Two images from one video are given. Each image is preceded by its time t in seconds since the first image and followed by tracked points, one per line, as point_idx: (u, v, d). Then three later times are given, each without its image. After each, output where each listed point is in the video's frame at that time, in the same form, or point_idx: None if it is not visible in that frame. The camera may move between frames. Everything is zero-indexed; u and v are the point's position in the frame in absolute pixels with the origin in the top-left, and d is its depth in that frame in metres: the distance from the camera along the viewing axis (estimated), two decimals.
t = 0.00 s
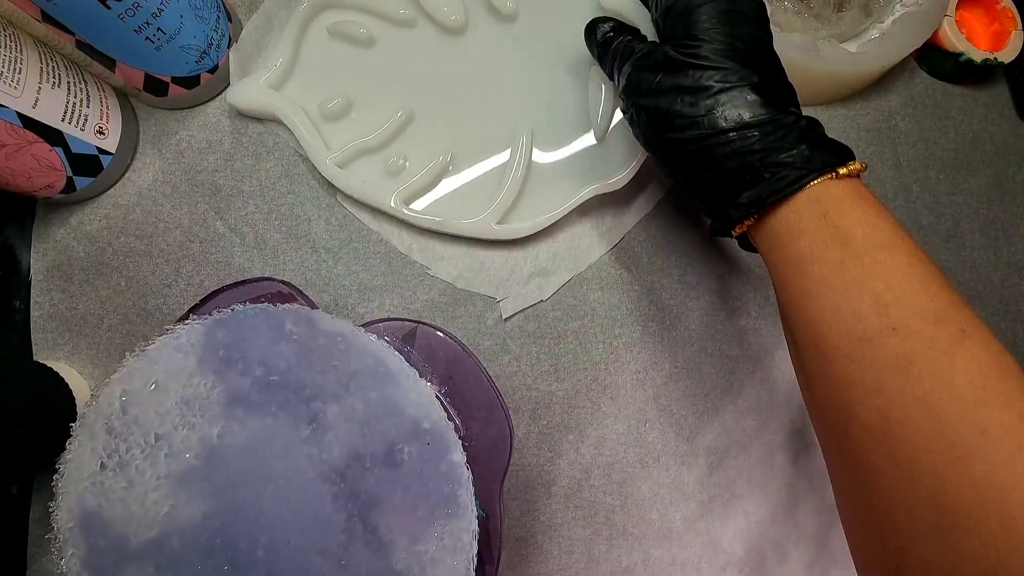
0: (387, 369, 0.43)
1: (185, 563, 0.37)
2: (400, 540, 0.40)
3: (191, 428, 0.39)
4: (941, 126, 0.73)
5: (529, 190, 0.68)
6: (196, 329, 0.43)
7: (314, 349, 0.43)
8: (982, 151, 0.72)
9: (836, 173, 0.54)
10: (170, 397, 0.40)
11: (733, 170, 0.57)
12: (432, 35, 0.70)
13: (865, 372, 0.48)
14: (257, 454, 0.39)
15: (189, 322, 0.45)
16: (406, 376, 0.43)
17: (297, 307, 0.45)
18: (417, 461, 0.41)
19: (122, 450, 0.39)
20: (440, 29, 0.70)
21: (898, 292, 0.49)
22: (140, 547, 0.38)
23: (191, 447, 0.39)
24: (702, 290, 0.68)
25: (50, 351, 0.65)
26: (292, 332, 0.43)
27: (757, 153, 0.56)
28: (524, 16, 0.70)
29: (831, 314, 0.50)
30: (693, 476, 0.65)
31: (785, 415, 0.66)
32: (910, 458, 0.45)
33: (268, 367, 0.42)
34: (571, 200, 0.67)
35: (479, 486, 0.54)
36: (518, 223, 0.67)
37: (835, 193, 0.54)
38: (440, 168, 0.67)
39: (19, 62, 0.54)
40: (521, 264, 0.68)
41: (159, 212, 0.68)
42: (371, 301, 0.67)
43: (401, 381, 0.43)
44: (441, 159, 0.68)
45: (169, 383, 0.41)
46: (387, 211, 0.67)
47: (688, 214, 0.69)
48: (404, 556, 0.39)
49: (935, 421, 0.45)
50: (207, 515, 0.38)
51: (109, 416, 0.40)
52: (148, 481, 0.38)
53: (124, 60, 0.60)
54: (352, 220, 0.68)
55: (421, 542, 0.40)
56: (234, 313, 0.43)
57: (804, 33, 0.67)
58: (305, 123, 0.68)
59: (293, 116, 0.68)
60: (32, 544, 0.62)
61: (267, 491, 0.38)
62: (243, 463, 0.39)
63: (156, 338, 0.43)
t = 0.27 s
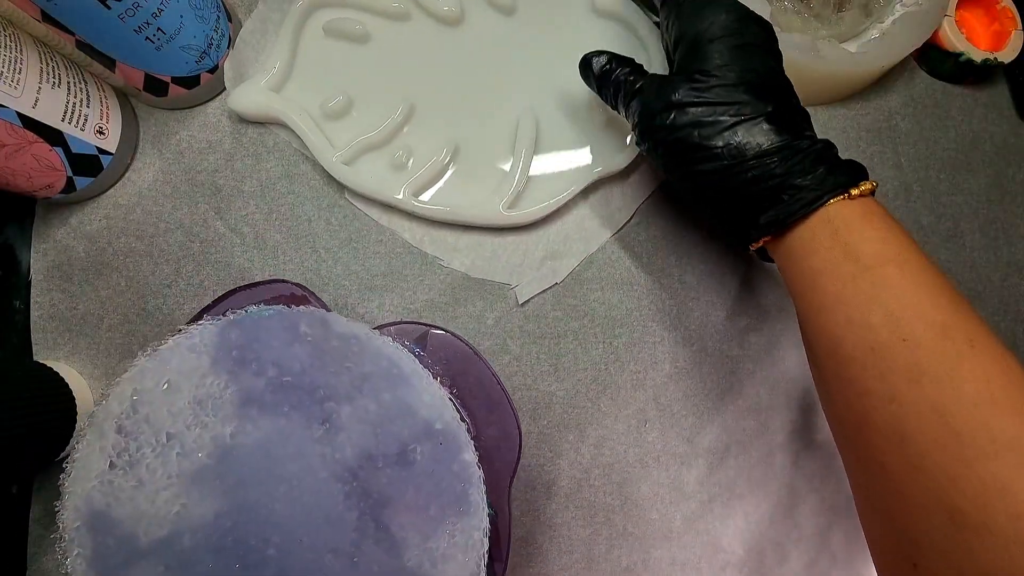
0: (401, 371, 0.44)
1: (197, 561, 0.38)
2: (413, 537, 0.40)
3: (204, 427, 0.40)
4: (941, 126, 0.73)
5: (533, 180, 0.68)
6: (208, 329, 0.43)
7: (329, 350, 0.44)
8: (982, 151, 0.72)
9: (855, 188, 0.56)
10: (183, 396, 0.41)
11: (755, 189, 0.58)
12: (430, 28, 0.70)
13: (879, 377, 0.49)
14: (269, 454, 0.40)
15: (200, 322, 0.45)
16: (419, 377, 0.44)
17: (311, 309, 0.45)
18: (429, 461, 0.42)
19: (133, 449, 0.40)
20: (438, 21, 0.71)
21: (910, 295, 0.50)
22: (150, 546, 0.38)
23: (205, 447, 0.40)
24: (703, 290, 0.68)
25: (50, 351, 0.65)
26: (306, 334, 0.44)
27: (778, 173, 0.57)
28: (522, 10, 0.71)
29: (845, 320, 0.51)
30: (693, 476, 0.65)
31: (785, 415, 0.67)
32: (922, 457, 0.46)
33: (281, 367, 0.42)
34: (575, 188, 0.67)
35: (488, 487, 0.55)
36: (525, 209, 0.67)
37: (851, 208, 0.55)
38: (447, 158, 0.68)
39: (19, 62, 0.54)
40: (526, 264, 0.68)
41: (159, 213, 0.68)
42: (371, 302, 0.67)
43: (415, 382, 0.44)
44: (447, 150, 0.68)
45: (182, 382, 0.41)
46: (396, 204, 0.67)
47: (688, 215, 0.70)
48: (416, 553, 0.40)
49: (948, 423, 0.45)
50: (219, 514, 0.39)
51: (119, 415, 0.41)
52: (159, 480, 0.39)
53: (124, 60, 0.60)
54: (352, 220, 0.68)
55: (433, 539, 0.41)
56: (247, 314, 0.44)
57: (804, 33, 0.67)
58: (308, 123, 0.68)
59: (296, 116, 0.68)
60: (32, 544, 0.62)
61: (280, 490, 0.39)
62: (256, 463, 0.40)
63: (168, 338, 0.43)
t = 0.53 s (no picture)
0: (405, 369, 0.44)
1: (200, 559, 0.38)
2: (416, 533, 0.40)
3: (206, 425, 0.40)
4: (941, 126, 0.73)
5: (533, 178, 0.69)
6: (211, 327, 0.43)
7: (334, 348, 0.43)
8: (982, 151, 0.72)
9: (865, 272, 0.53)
10: (186, 394, 0.41)
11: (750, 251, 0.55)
12: (431, 28, 0.70)
13: (886, 487, 0.49)
14: (272, 451, 0.40)
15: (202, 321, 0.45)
16: (423, 375, 0.44)
17: (315, 307, 0.45)
18: (432, 457, 0.42)
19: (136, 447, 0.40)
20: (438, 20, 0.70)
21: (901, 391, 0.49)
22: (152, 544, 0.39)
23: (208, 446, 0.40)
24: (703, 290, 0.68)
25: (50, 351, 0.65)
26: (310, 332, 0.44)
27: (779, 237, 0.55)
28: (522, 9, 0.71)
29: (848, 430, 0.51)
30: (693, 475, 0.65)
31: (786, 414, 0.66)
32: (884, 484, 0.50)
33: (284, 366, 0.42)
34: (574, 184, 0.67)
35: (491, 483, 0.54)
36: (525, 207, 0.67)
37: (862, 297, 0.52)
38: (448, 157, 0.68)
39: (19, 62, 0.54)
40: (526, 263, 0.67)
41: (159, 212, 0.68)
42: (371, 301, 0.67)
43: (418, 380, 0.44)
44: (447, 148, 0.68)
45: (184, 380, 0.41)
46: (397, 203, 0.67)
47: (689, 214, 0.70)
48: (421, 547, 0.40)
49: (952, 514, 0.46)
50: (222, 512, 0.39)
51: (120, 414, 0.41)
52: (161, 479, 0.39)
53: (124, 60, 0.60)
54: (352, 219, 0.68)
55: (437, 534, 0.41)
56: (251, 313, 0.44)
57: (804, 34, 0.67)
58: (308, 122, 0.68)
59: (296, 116, 0.68)
60: (32, 545, 0.62)
61: (284, 488, 0.40)
62: (260, 460, 0.40)
63: (169, 336, 0.43)
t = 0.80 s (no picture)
0: (415, 371, 0.44)
1: (210, 559, 0.38)
2: (425, 532, 0.40)
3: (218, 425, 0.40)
4: (942, 126, 0.73)
5: (535, 178, 0.69)
6: (225, 328, 0.43)
7: (345, 351, 0.44)
8: (982, 151, 0.72)
9: (764, 377, 0.56)
10: (198, 393, 0.41)
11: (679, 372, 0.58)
12: (431, 28, 0.70)
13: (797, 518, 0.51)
14: (282, 452, 0.40)
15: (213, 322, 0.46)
16: (433, 377, 0.44)
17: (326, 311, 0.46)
18: (440, 457, 0.42)
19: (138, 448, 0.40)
20: (438, 20, 0.70)
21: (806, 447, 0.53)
22: (161, 545, 0.39)
23: (219, 446, 0.40)
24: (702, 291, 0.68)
25: (51, 351, 0.65)
26: (321, 334, 0.44)
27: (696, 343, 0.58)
28: (523, 9, 0.71)
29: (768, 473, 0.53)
30: (694, 475, 0.65)
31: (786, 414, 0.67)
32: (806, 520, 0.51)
33: (296, 366, 0.42)
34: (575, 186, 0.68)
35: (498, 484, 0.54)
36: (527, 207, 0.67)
37: (758, 406, 0.55)
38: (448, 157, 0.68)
39: (19, 62, 0.54)
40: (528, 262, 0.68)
41: (159, 212, 0.68)
42: (371, 301, 0.67)
43: (428, 382, 0.44)
44: (448, 149, 0.68)
45: (195, 380, 0.41)
46: (398, 203, 0.67)
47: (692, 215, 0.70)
48: (428, 546, 0.40)
49: (840, 537, 0.49)
50: (232, 512, 0.39)
51: (130, 413, 0.41)
52: (164, 481, 0.39)
53: (124, 60, 0.60)
54: (353, 220, 0.68)
55: (445, 532, 0.41)
56: (264, 316, 0.44)
57: (804, 33, 0.67)
58: (308, 123, 0.68)
59: (297, 117, 0.67)
60: (32, 545, 0.62)
61: (293, 487, 0.40)
62: (270, 460, 0.40)
63: (183, 336, 0.44)
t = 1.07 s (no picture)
0: (415, 372, 0.44)
1: (213, 562, 0.39)
2: (428, 531, 0.41)
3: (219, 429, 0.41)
4: (942, 126, 0.73)
5: (542, 172, 0.69)
6: (224, 334, 0.43)
7: (346, 353, 0.44)
8: (982, 151, 0.72)
9: (788, 348, 0.54)
10: (198, 400, 0.41)
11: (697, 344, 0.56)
12: (432, 28, 0.70)
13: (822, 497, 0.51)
14: (284, 454, 0.41)
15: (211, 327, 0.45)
16: (433, 378, 0.44)
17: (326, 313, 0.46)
18: (442, 456, 0.43)
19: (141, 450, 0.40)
20: (439, 19, 0.70)
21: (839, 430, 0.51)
22: (164, 549, 0.39)
23: (221, 451, 0.40)
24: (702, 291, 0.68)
25: (50, 351, 0.65)
26: (322, 337, 0.44)
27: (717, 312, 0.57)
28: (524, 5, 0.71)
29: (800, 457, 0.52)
30: (693, 476, 0.65)
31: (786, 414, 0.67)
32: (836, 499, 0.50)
33: (298, 370, 0.43)
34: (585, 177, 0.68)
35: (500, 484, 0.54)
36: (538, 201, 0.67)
37: (780, 377, 0.54)
38: (456, 156, 0.68)
39: (19, 62, 0.54)
40: (539, 258, 0.68)
41: (159, 212, 0.68)
42: (371, 301, 0.67)
43: (428, 383, 0.44)
44: (456, 148, 0.68)
45: (195, 386, 0.42)
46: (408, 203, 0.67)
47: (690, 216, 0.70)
48: (430, 545, 0.41)
49: (856, 522, 0.49)
50: (235, 515, 0.40)
51: (129, 420, 0.41)
52: (167, 484, 0.40)
53: (123, 60, 0.60)
54: (353, 220, 0.68)
55: (448, 530, 0.41)
56: (264, 319, 0.44)
57: (805, 33, 0.67)
58: (315, 126, 0.67)
59: (303, 121, 0.67)
60: (32, 545, 0.62)
61: (296, 490, 0.40)
62: (272, 464, 0.40)
63: (180, 342, 0.43)
